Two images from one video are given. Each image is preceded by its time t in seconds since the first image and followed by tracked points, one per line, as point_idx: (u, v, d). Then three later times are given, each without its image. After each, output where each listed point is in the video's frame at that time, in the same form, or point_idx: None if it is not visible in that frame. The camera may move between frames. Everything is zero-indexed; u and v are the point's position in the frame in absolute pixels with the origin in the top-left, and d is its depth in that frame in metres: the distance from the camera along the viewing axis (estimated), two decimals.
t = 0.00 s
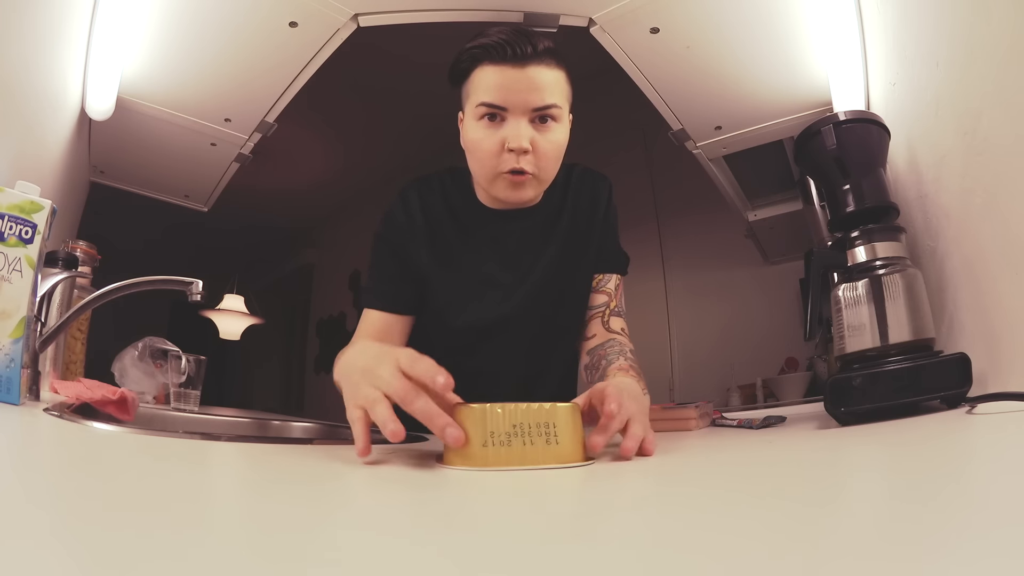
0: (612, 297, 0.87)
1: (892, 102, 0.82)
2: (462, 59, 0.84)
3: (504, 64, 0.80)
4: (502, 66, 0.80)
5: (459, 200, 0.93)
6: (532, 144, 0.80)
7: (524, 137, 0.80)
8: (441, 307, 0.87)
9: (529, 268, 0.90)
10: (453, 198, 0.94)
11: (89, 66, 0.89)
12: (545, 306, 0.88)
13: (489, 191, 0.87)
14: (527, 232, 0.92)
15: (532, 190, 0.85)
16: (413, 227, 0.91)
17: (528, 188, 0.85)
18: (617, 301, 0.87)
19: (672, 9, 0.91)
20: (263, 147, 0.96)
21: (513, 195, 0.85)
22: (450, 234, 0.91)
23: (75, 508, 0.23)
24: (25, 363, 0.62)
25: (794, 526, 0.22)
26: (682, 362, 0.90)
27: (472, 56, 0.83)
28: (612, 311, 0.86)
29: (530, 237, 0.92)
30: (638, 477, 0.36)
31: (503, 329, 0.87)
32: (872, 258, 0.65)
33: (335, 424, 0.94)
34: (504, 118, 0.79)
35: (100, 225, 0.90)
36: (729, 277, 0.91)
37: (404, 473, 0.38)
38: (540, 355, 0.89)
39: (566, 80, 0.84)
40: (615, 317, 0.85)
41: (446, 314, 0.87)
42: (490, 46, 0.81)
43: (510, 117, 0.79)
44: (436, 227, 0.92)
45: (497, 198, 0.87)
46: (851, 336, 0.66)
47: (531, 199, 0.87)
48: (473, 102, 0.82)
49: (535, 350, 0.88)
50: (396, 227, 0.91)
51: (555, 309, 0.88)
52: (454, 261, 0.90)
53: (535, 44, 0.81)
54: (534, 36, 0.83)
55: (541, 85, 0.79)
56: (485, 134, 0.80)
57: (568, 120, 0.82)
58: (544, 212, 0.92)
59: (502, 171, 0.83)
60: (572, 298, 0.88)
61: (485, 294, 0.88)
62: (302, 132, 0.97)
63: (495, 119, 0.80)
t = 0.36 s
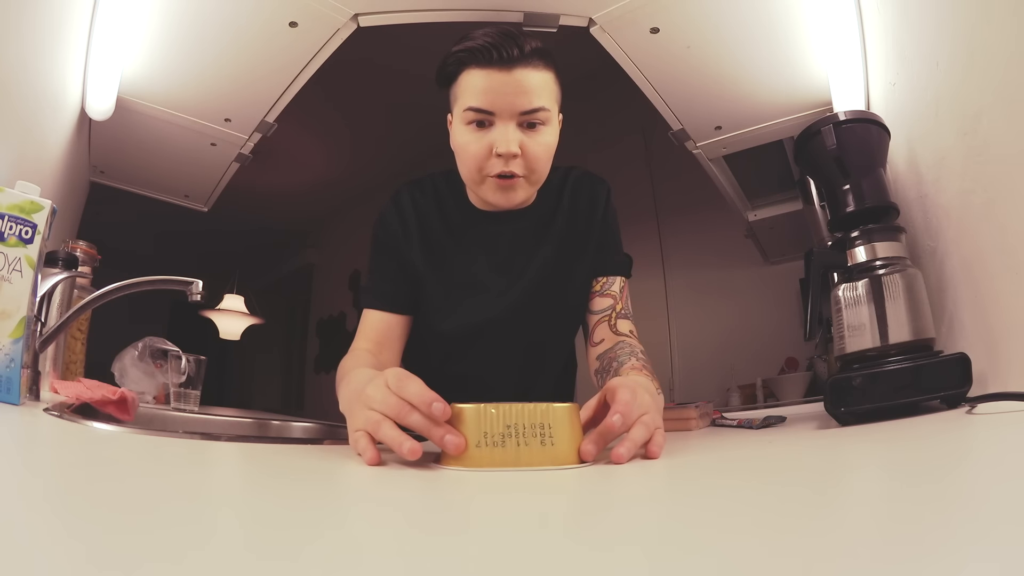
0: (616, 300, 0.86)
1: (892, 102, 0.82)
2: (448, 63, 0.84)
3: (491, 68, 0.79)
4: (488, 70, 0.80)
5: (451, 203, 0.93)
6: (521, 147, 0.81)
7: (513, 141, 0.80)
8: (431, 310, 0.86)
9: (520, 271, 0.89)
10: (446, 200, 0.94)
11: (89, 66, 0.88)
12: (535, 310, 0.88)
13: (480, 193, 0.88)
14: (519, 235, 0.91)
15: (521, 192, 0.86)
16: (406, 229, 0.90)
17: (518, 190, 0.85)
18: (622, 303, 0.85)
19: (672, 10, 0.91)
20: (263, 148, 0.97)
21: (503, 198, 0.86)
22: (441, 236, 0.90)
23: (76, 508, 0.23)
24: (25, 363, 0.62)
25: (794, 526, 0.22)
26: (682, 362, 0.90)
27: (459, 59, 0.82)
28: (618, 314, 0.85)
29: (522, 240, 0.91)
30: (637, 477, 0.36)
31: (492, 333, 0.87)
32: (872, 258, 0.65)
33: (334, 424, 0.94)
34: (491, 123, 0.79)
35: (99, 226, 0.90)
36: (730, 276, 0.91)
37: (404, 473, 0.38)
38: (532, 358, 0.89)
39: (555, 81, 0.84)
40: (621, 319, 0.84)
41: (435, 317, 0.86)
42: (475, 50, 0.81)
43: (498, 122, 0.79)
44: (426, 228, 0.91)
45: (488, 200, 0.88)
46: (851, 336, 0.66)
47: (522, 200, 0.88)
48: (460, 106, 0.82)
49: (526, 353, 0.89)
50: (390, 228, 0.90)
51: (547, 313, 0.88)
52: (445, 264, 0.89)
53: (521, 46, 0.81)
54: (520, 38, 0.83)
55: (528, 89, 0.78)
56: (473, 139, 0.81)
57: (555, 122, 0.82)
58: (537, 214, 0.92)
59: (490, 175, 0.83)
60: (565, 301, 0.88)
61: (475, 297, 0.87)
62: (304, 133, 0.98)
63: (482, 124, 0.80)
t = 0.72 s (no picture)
0: (616, 307, 0.91)
1: (892, 102, 0.82)
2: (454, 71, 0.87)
3: (495, 76, 0.82)
4: (492, 78, 0.83)
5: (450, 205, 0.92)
6: (524, 154, 0.83)
7: (516, 148, 0.83)
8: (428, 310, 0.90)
9: (518, 275, 0.89)
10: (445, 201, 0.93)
11: (90, 67, 0.91)
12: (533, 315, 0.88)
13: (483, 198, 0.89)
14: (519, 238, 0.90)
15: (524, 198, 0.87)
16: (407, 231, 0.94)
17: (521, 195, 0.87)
18: (621, 309, 0.91)
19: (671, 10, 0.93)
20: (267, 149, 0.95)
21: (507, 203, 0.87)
22: (438, 238, 0.92)
23: (74, 508, 0.23)
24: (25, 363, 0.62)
25: (798, 526, 0.22)
26: (682, 363, 0.90)
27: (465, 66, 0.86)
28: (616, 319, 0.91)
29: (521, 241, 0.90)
30: (639, 477, 0.36)
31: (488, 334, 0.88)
32: (872, 258, 0.65)
33: (335, 425, 0.94)
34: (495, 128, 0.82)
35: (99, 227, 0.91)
36: (729, 275, 0.91)
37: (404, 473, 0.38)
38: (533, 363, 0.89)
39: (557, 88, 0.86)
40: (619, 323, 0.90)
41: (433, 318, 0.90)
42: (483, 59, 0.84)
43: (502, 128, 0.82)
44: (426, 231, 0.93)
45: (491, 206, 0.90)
46: (851, 336, 0.66)
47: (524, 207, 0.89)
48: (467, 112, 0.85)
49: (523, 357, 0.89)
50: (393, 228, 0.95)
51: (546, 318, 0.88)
52: (444, 264, 0.91)
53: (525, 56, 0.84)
54: (525, 44, 0.87)
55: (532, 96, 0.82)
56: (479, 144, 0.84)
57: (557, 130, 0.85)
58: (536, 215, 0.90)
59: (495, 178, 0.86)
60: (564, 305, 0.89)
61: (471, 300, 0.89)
62: (306, 133, 0.96)
63: (487, 130, 0.83)
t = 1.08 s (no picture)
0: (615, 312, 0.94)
1: (892, 102, 0.82)
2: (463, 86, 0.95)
3: (504, 90, 0.91)
4: (502, 91, 0.91)
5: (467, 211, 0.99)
6: (532, 159, 0.92)
7: (524, 154, 0.91)
8: (443, 309, 0.95)
9: (528, 276, 0.95)
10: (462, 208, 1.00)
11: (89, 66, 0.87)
12: (542, 313, 0.92)
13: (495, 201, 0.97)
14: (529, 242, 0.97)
15: (534, 200, 0.96)
16: (424, 235, 0.99)
17: (531, 197, 0.96)
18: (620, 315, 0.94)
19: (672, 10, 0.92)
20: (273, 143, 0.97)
21: (518, 207, 0.96)
22: (452, 240, 0.98)
23: (73, 508, 0.23)
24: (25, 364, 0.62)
25: (794, 526, 0.22)
26: (682, 363, 0.93)
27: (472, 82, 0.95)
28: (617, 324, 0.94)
29: (532, 245, 0.97)
30: (637, 477, 0.36)
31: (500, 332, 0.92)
32: (872, 258, 0.65)
33: (334, 423, 0.97)
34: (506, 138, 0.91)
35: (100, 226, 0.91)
36: (728, 276, 0.93)
37: (402, 473, 0.38)
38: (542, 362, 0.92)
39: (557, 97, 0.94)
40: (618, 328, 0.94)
41: (446, 317, 0.94)
42: (490, 74, 0.92)
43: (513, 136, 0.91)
44: (441, 234, 0.99)
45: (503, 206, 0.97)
46: (851, 336, 0.66)
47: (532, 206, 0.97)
48: (477, 125, 0.93)
49: (531, 354, 0.92)
50: (413, 230, 1.00)
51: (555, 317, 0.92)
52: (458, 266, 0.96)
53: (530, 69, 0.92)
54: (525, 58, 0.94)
55: (539, 107, 0.91)
56: (492, 153, 0.92)
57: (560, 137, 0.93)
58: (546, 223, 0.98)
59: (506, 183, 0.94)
60: (573, 307, 0.93)
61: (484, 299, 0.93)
62: (304, 132, 0.98)
63: (500, 140, 0.91)
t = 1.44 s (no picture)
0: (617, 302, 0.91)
1: (892, 102, 0.82)
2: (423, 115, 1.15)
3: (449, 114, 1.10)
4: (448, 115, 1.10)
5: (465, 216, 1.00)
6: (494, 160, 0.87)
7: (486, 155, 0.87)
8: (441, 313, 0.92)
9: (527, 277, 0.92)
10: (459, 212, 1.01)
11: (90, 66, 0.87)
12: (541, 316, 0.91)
13: (440, 200, 1.14)
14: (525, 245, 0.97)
15: (466, 193, 1.10)
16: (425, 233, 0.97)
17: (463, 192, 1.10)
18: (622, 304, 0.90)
19: (672, 11, 0.84)
20: (289, 157, 1.22)
21: (455, 199, 1.10)
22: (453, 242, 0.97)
23: (72, 507, 0.23)
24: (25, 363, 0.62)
25: (792, 525, 0.22)
26: (681, 355, 1.16)
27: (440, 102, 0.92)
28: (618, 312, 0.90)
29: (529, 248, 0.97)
30: (637, 476, 0.36)
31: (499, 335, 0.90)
32: (872, 258, 0.65)
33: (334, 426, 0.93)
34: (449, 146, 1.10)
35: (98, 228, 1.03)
36: (728, 276, 1.14)
37: (404, 472, 0.38)
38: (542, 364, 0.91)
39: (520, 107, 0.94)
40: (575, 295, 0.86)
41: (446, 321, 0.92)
42: (438, 104, 1.12)
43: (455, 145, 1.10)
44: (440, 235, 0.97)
45: (442, 204, 1.14)
46: (851, 335, 0.66)
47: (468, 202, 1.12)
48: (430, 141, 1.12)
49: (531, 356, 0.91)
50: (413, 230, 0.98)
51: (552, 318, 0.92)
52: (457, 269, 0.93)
53: (462, 101, 1.11)
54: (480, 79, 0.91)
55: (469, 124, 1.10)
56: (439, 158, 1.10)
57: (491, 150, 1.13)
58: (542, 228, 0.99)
59: (447, 180, 1.09)
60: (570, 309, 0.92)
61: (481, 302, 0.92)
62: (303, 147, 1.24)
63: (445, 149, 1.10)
